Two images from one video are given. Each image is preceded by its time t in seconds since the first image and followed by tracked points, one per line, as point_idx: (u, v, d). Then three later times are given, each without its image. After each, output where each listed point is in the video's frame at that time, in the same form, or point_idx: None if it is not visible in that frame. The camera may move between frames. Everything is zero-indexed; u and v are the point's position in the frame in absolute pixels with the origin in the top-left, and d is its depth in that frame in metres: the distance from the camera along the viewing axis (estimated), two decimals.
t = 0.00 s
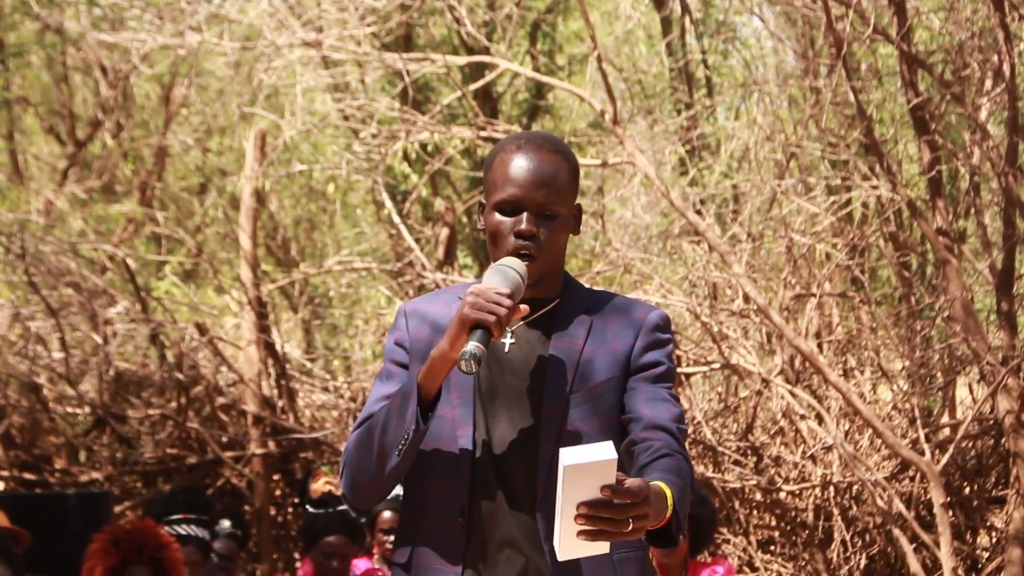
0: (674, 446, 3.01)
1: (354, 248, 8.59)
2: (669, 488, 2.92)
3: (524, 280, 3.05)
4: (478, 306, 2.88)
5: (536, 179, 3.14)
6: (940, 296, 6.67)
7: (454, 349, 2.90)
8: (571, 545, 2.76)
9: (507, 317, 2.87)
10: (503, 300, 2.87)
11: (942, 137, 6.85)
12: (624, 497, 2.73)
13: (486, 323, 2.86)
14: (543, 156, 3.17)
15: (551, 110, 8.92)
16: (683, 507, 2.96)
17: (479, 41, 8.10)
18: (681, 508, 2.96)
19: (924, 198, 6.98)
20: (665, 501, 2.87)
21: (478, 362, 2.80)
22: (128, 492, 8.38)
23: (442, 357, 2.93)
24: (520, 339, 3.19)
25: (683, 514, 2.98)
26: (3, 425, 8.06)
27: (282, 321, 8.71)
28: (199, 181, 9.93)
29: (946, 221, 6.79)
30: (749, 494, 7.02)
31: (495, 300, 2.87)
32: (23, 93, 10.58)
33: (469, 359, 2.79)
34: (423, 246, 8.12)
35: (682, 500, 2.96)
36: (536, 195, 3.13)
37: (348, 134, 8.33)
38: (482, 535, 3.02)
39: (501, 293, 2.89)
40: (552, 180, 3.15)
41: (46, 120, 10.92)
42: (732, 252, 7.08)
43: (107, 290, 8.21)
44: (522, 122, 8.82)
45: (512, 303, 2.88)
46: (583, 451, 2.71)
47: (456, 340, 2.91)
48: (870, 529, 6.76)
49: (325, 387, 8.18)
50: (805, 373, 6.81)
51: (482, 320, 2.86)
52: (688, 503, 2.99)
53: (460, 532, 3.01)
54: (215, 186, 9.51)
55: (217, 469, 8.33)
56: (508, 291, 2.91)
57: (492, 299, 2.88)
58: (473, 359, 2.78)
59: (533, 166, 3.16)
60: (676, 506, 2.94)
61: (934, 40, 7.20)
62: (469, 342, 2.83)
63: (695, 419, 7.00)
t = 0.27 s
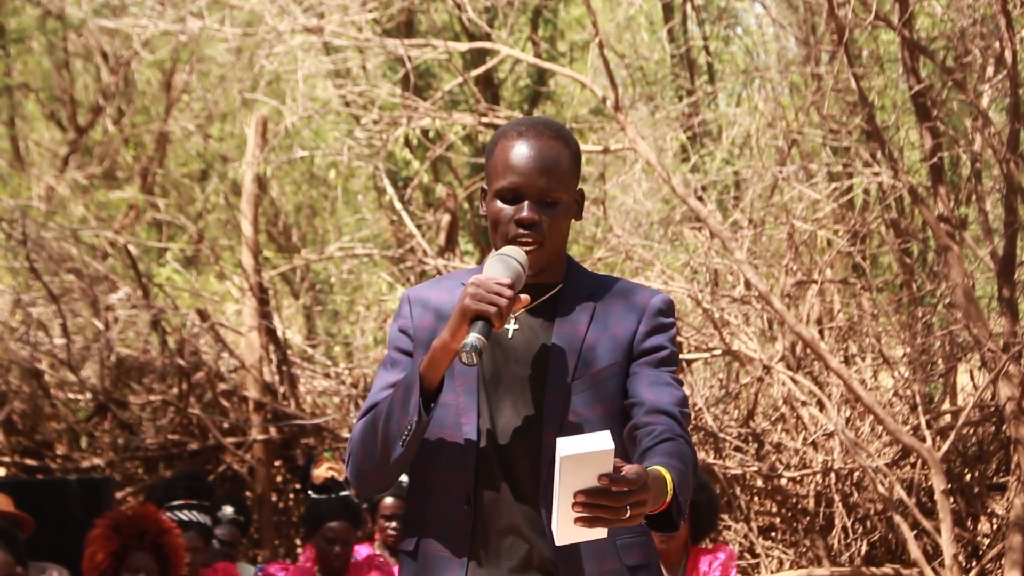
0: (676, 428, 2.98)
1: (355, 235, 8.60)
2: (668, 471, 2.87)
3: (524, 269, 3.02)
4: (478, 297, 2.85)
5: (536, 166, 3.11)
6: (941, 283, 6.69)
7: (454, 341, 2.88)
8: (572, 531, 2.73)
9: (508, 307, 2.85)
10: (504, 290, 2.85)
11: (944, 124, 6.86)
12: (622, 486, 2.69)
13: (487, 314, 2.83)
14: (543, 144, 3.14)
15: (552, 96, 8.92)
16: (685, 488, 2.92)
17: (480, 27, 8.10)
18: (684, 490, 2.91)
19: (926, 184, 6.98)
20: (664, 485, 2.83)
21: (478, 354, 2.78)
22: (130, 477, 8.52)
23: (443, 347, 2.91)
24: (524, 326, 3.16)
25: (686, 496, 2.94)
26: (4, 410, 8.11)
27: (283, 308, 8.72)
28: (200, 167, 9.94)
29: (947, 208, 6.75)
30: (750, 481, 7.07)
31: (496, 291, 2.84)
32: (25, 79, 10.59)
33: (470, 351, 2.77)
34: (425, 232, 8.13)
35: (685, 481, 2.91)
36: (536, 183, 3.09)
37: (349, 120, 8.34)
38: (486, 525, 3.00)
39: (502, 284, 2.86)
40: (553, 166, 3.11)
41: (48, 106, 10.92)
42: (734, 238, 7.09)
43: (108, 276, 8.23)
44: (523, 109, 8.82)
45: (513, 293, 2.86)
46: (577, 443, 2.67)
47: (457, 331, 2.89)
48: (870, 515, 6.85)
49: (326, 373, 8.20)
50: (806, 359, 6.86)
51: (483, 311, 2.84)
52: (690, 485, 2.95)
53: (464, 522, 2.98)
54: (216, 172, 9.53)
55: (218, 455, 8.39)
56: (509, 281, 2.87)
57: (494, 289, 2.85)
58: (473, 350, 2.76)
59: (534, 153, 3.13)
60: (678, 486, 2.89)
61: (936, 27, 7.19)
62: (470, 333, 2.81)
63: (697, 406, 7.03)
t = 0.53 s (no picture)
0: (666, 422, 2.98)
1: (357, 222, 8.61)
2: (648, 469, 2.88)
3: (524, 255, 3.01)
4: (475, 282, 2.85)
5: (537, 151, 3.11)
6: (942, 270, 6.72)
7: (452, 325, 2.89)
8: (549, 495, 2.75)
9: (504, 291, 2.84)
10: (500, 275, 2.84)
11: (946, 111, 6.86)
12: (613, 487, 2.75)
13: (482, 298, 2.84)
14: (545, 129, 3.15)
15: (553, 84, 8.92)
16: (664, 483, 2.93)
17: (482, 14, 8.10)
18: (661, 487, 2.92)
19: (928, 171, 7.00)
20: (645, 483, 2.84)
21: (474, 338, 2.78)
22: (132, 464, 8.57)
23: (441, 332, 2.94)
24: (528, 312, 3.18)
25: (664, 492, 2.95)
26: (6, 396, 8.15)
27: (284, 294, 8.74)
28: (201, 153, 9.95)
29: (949, 195, 6.76)
30: (751, 468, 7.15)
31: (491, 275, 2.84)
32: (26, 65, 10.60)
33: (465, 335, 2.77)
34: (426, 219, 8.14)
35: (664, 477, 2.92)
36: (537, 168, 3.10)
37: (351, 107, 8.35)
38: (490, 511, 3.03)
39: (499, 268, 2.86)
40: (553, 151, 3.12)
41: (49, 93, 10.92)
42: (735, 225, 7.10)
43: (109, 262, 8.26)
44: (524, 96, 8.83)
45: (509, 278, 2.85)
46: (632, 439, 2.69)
47: (456, 315, 2.91)
48: (872, 502, 6.84)
49: (327, 359, 8.22)
50: (807, 346, 6.89)
51: (479, 295, 2.84)
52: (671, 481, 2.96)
53: (470, 508, 3.02)
54: (217, 159, 9.54)
55: (219, 441, 8.44)
56: (506, 265, 2.87)
57: (490, 274, 2.85)
58: (468, 335, 2.76)
59: (536, 139, 3.13)
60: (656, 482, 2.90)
61: (938, 14, 7.19)
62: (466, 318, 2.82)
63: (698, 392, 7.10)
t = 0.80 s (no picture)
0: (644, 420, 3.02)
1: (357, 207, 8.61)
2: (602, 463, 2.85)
3: (518, 236, 3.03)
4: (466, 262, 2.91)
5: (533, 130, 3.13)
6: (942, 254, 6.75)
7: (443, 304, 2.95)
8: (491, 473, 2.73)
9: (496, 273, 2.89)
10: (492, 256, 2.89)
11: (946, 94, 6.85)
12: (553, 498, 2.75)
13: (472, 278, 2.89)
14: (542, 109, 3.16)
15: (553, 68, 8.92)
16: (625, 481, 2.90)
17: None
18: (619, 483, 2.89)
19: (928, 155, 7.00)
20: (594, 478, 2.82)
21: (461, 319, 2.85)
22: (133, 449, 8.61)
23: (432, 314, 3.01)
24: (535, 296, 3.20)
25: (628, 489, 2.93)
26: (6, 382, 8.19)
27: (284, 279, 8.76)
28: (201, 139, 9.96)
29: (949, 178, 6.78)
30: (751, 452, 7.24)
31: (483, 255, 2.89)
32: (25, 52, 10.60)
33: (452, 316, 2.84)
34: (426, 204, 8.15)
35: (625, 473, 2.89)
36: (530, 145, 3.12)
37: (350, 92, 8.35)
38: (490, 495, 3.08)
39: (491, 249, 2.90)
40: (549, 130, 3.13)
41: (48, 79, 10.92)
42: (735, 209, 7.11)
43: (109, 248, 8.28)
44: (524, 80, 8.83)
45: (501, 259, 2.90)
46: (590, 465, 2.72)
47: (447, 295, 2.96)
48: (873, 485, 6.91)
49: (327, 344, 8.24)
50: (807, 330, 6.92)
51: (469, 275, 2.90)
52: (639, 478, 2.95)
53: (470, 489, 3.07)
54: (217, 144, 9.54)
55: (220, 427, 8.47)
56: (499, 246, 2.91)
57: (482, 254, 2.89)
58: (455, 316, 2.83)
59: (535, 119, 3.15)
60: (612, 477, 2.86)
61: None
62: (454, 298, 2.88)
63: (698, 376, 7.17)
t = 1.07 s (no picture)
0: (649, 388, 2.95)
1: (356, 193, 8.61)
2: (571, 399, 2.87)
3: (508, 214, 3.04)
4: (451, 239, 2.87)
5: (528, 110, 3.13)
6: (942, 239, 6.76)
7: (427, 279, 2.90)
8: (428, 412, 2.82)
9: (480, 249, 2.85)
10: (478, 233, 2.86)
11: (944, 79, 6.85)
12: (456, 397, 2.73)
13: (456, 254, 2.84)
14: (537, 89, 3.17)
15: (551, 53, 8.91)
16: (611, 428, 2.87)
17: None
18: (601, 426, 2.86)
19: (927, 140, 7.01)
20: (559, 406, 2.84)
21: (444, 295, 2.79)
22: (133, 436, 8.65)
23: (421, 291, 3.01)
24: (534, 280, 3.22)
25: (625, 442, 2.90)
26: (6, 369, 8.22)
27: (284, 266, 8.77)
28: (199, 126, 9.96)
29: (948, 163, 6.82)
30: (751, 437, 7.24)
31: (468, 232, 2.86)
32: (22, 38, 10.59)
33: (434, 291, 2.78)
34: (425, 190, 8.15)
35: (606, 416, 2.86)
36: (522, 123, 3.12)
37: (349, 78, 8.34)
38: (487, 478, 3.07)
39: (478, 227, 2.87)
40: (544, 109, 3.13)
41: (45, 65, 10.90)
42: (735, 195, 7.12)
43: (108, 235, 8.29)
44: (523, 66, 8.82)
45: (487, 236, 2.86)
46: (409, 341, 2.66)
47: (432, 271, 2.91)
48: (872, 471, 6.93)
49: (327, 331, 8.25)
50: (806, 316, 6.93)
51: (453, 251, 2.85)
52: (637, 433, 2.91)
53: (465, 473, 3.07)
54: (215, 130, 9.54)
55: (220, 414, 8.50)
56: (485, 224, 2.88)
57: (467, 231, 2.86)
58: (436, 290, 2.77)
59: (532, 98, 3.15)
60: (586, 413, 2.85)
61: None
62: (438, 273, 2.83)
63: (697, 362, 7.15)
